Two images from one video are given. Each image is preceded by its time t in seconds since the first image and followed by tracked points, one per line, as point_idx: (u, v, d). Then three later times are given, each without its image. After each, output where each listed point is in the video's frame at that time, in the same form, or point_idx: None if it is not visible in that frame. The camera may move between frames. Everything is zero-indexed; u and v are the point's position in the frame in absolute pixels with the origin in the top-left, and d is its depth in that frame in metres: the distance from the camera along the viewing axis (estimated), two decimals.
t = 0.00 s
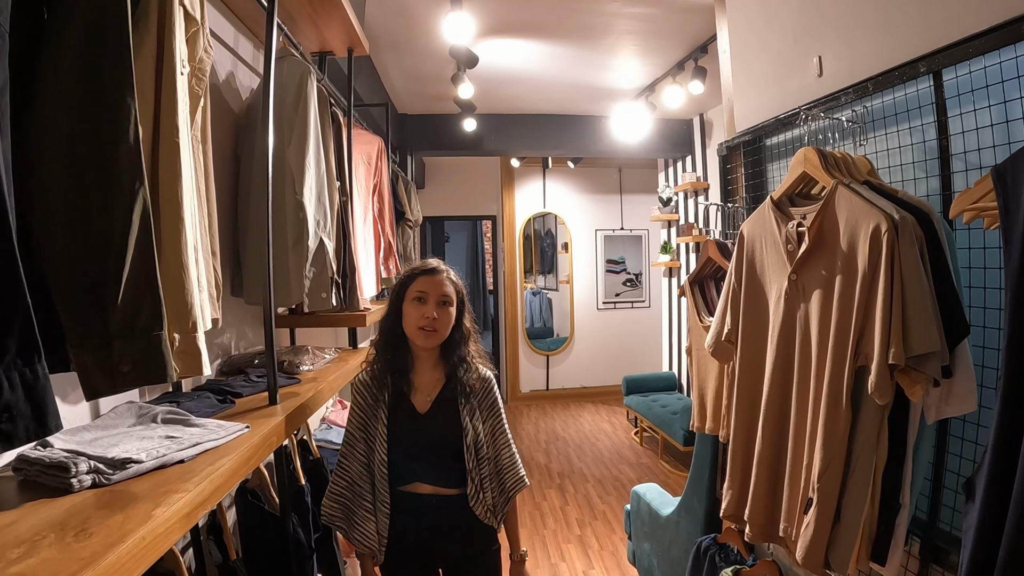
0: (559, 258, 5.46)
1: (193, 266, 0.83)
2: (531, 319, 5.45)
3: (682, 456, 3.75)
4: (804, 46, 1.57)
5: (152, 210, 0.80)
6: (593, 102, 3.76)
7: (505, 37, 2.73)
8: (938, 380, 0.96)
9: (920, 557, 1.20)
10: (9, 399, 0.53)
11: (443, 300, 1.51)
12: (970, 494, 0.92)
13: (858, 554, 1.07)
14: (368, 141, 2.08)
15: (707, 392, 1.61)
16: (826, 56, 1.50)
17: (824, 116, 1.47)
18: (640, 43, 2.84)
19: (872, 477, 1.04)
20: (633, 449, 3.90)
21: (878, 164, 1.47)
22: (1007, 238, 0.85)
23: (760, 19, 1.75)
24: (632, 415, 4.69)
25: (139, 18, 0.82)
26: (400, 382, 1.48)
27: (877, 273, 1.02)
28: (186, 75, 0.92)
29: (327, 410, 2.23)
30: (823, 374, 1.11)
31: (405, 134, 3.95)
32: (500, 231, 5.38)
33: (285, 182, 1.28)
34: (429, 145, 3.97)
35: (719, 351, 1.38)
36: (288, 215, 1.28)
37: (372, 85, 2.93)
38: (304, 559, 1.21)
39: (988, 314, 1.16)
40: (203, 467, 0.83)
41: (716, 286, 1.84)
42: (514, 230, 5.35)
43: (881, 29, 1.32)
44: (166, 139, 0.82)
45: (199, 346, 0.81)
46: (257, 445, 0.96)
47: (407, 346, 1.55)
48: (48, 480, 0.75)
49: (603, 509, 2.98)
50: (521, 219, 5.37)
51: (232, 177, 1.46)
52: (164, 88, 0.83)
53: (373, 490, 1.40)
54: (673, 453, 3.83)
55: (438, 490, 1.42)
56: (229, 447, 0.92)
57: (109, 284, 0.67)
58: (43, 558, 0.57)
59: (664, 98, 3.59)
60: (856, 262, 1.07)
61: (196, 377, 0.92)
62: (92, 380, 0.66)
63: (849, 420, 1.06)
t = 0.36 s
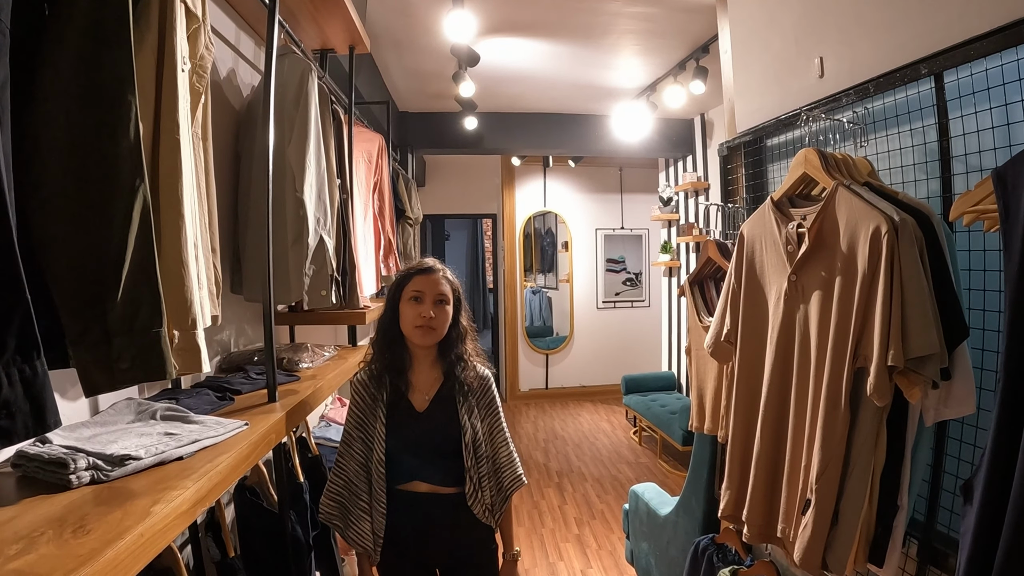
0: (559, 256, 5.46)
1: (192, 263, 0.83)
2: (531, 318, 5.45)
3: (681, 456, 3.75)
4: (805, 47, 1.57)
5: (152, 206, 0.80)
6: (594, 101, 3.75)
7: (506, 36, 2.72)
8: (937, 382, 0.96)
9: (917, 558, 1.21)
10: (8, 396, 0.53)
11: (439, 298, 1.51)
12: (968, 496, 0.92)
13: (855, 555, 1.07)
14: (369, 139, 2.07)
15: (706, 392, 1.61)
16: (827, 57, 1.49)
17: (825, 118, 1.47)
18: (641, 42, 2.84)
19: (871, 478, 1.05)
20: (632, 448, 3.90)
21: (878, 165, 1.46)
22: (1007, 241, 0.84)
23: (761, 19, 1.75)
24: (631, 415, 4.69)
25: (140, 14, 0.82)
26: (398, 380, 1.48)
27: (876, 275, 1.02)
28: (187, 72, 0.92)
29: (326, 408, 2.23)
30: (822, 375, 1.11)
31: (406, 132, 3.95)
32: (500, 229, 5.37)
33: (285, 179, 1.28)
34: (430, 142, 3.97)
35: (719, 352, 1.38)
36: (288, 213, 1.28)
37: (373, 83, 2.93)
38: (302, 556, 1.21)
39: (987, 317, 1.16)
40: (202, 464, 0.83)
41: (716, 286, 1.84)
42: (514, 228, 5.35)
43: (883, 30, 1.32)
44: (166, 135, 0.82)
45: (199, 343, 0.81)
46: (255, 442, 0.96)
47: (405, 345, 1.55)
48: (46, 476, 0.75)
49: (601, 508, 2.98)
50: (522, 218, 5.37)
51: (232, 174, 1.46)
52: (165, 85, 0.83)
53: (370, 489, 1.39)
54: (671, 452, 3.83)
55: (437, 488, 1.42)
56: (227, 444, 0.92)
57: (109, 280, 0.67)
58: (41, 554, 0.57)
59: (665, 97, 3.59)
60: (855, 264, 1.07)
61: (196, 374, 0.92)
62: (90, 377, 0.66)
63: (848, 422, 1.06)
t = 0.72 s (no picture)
0: (560, 256, 5.45)
1: (192, 260, 0.83)
2: (531, 317, 5.45)
3: (680, 456, 3.75)
4: (807, 48, 1.56)
5: (152, 202, 0.79)
6: (596, 100, 3.75)
7: (508, 34, 2.72)
8: (937, 385, 0.96)
9: (916, 561, 1.21)
10: (5, 391, 0.53)
11: (432, 294, 1.51)
12: (967, 499, 0.92)
13: (854, 558, 1.06)
14: (370, 137, 2.07)
15: (705, 393, 1.61)
16: (829, 58, 1.49)
17: (827, 118, 1.46)
18: (644, 42, 2.83)
19: (870, 481, 1.04)
20: (631, 448, 3.90)
21: (880, 167, 1.46)
22: (1008, 243, 0.84)
23: (764, 19, 1.74)
24: (630, 415, 4.69)
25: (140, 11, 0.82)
26: (397, 378, 1.48)
27: (877, 276, 1.02)
28: (188, 68, 0.92)
29: (325, 405, 2.23)
30: (821, 377, 1.11)
31: (407, 130, 3.94)
32: (501, 228, 5.37)
33: (286, 176, 1.28)
34: (431, 141, 3.96)
35: (718, 352, 1.38)
36: (288, 210, 1.28)
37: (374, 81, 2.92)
38: (299, 554, 1.20)
39: (987, 319, 1.16)
40: (200, 460, 0.83)
41: (716, 287, 1.83)
42: (515, 227, 5.34)
43: (886, 32, 1.31)
44: (166, 131, 0.81)
45: (197, 340, 0.81)
46: (253, 439, 0.96)
47: (403, 348, 1.53)
48: (44, 472, 0.75)
49: (600, 508, 2.98)
50: (522, 217, 5.36)
51: (232, 171, 1.46)
52: (165, 81, 0.83)
53: (369, 487, 1.39)
54: (670, 453, 3.83)
55: (436, 486, 1.42)
56: (225, 441, 0.92)
57: (107, 276, 0.67)
58: (37, 550, 0.57)
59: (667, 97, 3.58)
60: (856, 266, 1.06)
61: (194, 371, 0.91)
62: (88, 373, 0.66)
63: (847, 424, 1.05)
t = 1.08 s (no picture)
0: (560, 255, 5.45)
1: (193, 255, 0.83)
2: (531, 316, 5.45)
3: (680, 456, 3.75)
4: (809, 48, 1.56)
5: (153, 196, 0.79)
6: (598, 100, 3.74)
7: (510, 33, 2.72)
8: (937, 385, 0.96)
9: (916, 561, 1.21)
10: (4, 384, 0.53)
11: (432, 291, 1.51)
12: (967, 500, 0.92)
13: (853, 558, 1.06)
14: (372, 134, 2.07)
15: (705, 392, 1.61)
16: (832, 58, 1.49)
17: (829, 118, 1.45)
18: (646, 41, 2.83)
19: (869, 481, 1.04)
20: (630, 448, 3.90)
21: (882, 167, 1.46)
22: (1009, 244, 0.84)
23: (766, 19, 1.74)
24: (630, 415, 4.69)
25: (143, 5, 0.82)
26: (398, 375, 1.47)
27: (878, 276, 1.02)
28: (190, 63, 0.92)
29: (325, 402, 2.23)
30: (822, 377, 1.11)
31: (409, 128, 3.94)
32: (502, 227, 5.37)
33: (287, 172, 1.28)
34: (433, 139, 3.96)
35: (719, 351, 1.38)
36: (289, 206, 1.28)
37: (376, 78, 2.92)
38: (298, 550, 1.20)
39: (988, 320, 1.16)
40: (200, 456, 0.83)
41: (717, 286, 1.82)
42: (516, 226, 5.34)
43: (888, 32, 1.31)
44: (168, 125, 0.81)
45: (198, 336, 0.81)
46: (253, 435, 0.96)
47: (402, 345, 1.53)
48: (43, 466, 0.75)
49: (599, 506, 2.98)
50: (523, 215, 5.36)
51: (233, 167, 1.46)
52: (167, 76, 0.83)
53: (370, 483, 1.40)
54: (670, 452, 3.83)
55: (436, 482, 1.42)
56: (225, 436, 0.92)
57: (108, 271, 0.67)
58: (36, 544, 0.57)
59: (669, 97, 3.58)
60: (857, 265, 1.06)
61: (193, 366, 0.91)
62: (88, 367, 0.65)
63: (847, 423, 1.05)
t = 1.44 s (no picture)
0: (563, 254, 5.45)
1: (200, 253, 0.83)
2: (533, 315, 5.45)
3: (680, 456, 3.76)
4: (815, 51, 1.56)
5: (161, 194, 0.79)
6: (602, 99, 3.74)
7: (514, 32, 2.72)
8: (941, 389, 0.96)
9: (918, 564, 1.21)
10: (14, 382, 0.53)
11: (446, 293, 1.52)
12: (970, 504, 0.92)
13: (855, 561, 1.07)
14: (377, 133, 2.07)
15: (708, 394, 1.61)
16: (838, 61, 1.49)
17: (835, 122, 1.45)
18: (650, 41, 2.82)
19: (873, 483, 1.04)
20: (631, 448, 3.91)
21: (887, 171, 1.46)
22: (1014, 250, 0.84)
23: (772, 20, 1.74)
24: (631, 415, 4.70)
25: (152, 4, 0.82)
26: (405, 374, 1.48)
27: (884, 280, 1.02)
28: (198, 62, 0.92)
29: (328, 400, 2.24)
30: (825, 380, 1.11)
31: (412, 126, 3.94)
32: (504, 226, 5.37)
33: (293, 171, 1.28)
34: (436, 137, 3.96)
35: (723, 353, 1.39)
36: (295, 205, 1.28)
37: (381, 76, 2.92)
38: (302, 548, 1.21)
39: (993, 325, 1.16)
40: (205, 454, 0.83)
41: (722, 289, 1.82)
42: (518, 225, 5.34)
43: (895, 35, 1.31)
44: (176, 124, 0.82)
45: (204, 335, 0.81)
46: (258, 433, 0.96)
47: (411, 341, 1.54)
48: (49, 464, 0.75)
49: (600, 506, 2.98)
50: (526, 214, 5.36)
51: (239, 165, 1.46)
52: (175, 74, 0.83)
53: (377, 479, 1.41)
54: (671, 453, 3.83)
55: (439, 481, 1.42)
56: (230, 435, 0.92)
57: (116, 270, 0.67)
58: (43, 542, 0.57)
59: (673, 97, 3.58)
60: (863, 268, 1.06)
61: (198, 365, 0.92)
62: (96, 366, 0.66)
63: (851, 426, 1.05)
